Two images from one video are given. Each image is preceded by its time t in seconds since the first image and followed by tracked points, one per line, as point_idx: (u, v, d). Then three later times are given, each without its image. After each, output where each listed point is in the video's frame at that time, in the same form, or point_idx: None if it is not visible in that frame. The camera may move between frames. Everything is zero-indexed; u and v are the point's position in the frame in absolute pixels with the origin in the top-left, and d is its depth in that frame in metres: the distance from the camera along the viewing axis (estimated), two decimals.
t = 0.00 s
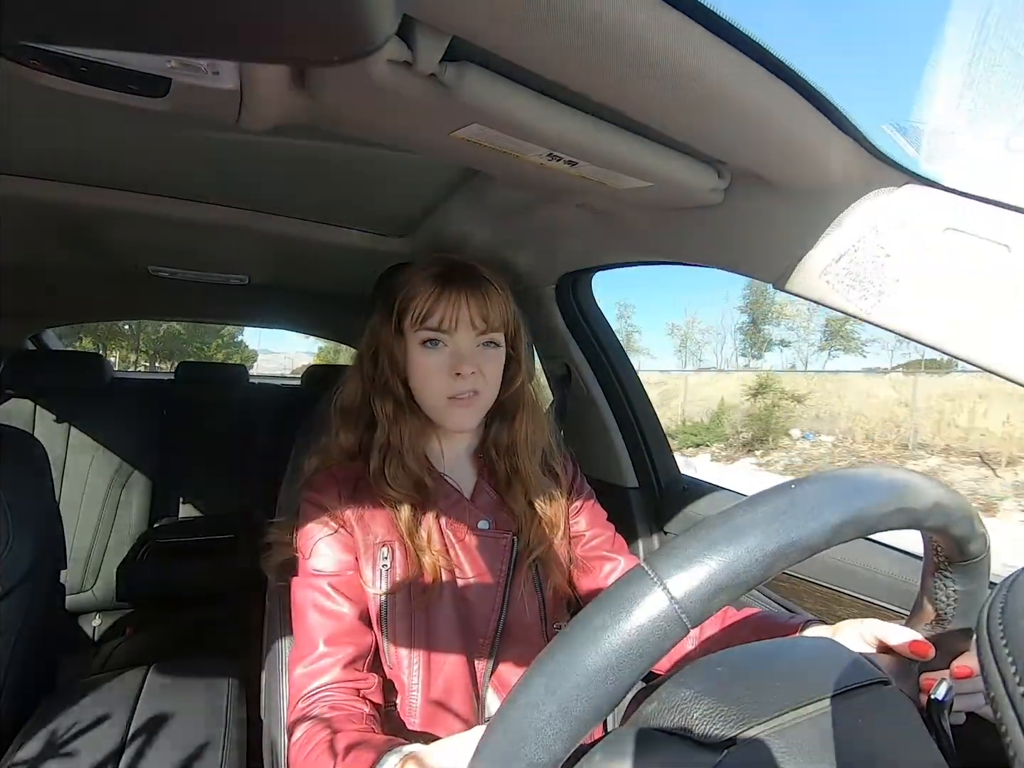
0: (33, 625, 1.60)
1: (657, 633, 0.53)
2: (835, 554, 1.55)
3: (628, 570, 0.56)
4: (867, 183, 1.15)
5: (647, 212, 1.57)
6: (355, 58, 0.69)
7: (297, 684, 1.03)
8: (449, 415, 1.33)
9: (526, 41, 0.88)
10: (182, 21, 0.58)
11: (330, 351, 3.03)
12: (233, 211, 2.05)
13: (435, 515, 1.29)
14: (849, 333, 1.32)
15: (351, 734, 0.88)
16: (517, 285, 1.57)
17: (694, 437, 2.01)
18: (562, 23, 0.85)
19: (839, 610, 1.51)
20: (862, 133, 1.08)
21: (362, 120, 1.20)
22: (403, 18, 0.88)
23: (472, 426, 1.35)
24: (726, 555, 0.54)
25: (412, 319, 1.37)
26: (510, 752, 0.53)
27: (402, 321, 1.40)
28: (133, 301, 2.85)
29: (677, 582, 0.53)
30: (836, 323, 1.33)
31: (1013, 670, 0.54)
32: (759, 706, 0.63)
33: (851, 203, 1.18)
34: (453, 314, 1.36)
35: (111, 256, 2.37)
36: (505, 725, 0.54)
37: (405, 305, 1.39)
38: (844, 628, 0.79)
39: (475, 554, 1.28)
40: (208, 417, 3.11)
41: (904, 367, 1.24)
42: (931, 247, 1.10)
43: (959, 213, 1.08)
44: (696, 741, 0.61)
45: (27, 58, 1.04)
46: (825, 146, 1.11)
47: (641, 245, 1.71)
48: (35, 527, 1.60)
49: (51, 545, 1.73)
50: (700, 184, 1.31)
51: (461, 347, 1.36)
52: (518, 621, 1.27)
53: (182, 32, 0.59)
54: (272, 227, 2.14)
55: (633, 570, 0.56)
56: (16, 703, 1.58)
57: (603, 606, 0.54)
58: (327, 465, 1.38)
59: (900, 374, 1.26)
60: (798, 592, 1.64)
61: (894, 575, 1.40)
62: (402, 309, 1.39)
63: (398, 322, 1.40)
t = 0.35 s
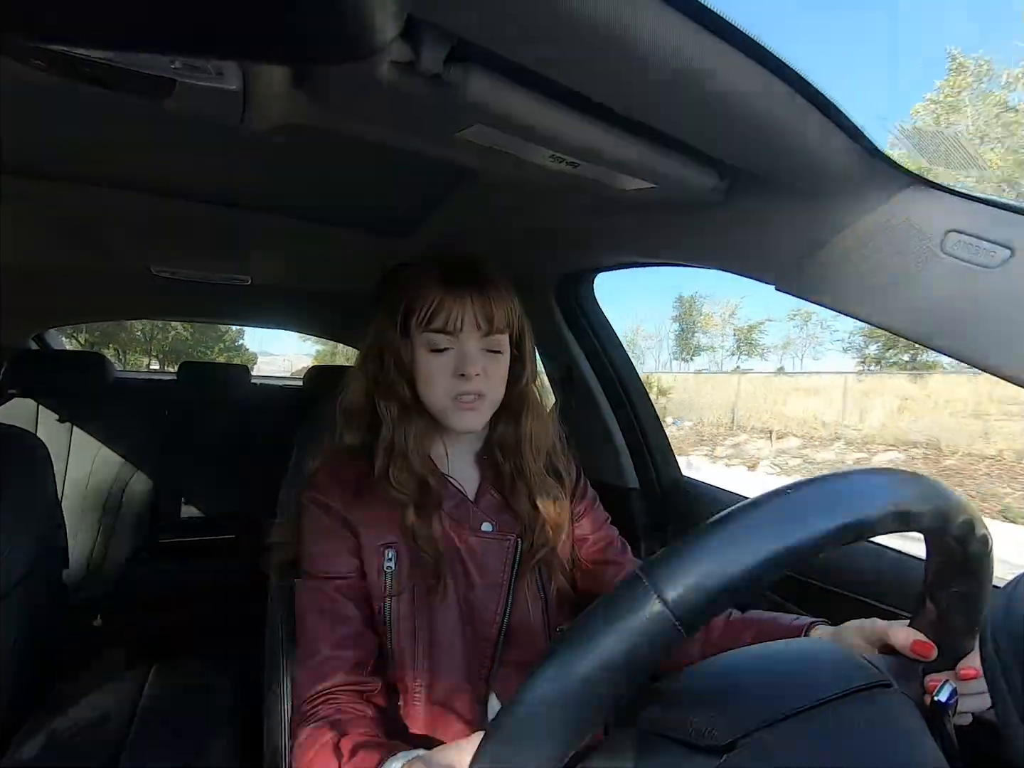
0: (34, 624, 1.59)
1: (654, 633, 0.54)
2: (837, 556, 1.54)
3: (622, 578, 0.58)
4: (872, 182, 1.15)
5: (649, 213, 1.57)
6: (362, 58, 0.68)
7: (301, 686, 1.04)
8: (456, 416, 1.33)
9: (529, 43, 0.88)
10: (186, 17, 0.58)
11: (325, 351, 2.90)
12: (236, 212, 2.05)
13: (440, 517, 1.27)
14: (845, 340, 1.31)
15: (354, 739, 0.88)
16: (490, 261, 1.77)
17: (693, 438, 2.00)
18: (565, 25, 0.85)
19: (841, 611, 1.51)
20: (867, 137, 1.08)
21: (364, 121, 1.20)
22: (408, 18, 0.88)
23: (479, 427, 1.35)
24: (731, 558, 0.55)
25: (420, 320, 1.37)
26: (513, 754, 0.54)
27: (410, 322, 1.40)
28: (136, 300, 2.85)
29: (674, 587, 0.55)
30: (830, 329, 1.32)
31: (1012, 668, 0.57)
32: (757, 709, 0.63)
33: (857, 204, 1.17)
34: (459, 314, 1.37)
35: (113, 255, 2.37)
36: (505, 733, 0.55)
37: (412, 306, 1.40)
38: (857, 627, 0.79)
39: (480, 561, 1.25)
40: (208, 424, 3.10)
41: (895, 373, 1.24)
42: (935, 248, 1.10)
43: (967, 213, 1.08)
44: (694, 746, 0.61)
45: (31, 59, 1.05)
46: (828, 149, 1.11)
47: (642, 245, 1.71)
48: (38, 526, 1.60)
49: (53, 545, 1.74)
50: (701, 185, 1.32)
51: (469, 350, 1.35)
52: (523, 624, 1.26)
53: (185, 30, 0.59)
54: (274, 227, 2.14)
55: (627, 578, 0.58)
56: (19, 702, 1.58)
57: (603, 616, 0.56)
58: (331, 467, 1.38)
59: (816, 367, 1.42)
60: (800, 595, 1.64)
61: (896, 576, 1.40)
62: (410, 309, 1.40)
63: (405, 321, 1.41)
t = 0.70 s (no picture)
0: (34, 627, 1.59)
1: (655, 634, 0.54)
2: (837, 556, 1.54)
3: (620, 578, 0.58)
4: (870, 182, 1.15)
5: (648, 214, 1.57)
6: (358, 59, 0.68)
7: (302, 687, 1.03)
8: (457, 417, 1.33)
9: (526, 44, 0.88)
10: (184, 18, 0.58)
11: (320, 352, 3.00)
12: (235, 214, 2.05)
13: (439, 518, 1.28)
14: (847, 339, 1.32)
15: (357, 740, 0.88)
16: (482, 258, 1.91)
17: (695, 439, 2.01)
18: (562, 26, 0.85)
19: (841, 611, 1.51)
20: (860, 136, 1.08)
21: (362, 122, 1.20)
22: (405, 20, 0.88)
23: (480, 430, 1.34)
24: (736, 559, 0.55)
25: (422, 320, 1.39)
26: (513, 753, 0.55)
27: (411, 324, 1.41)
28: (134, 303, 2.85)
29: (676, 587, 0.55)
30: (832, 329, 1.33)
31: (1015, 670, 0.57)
32: (758, 709, 0.63)
33: (853, 204, 1.17)
34: (461, 314, 1.38)
35: (112, 258, 2.37)
36: (505, 735, 0.55)
37: (415, 306, 1.41)
38: (859, 627, 0.79)
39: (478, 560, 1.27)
40: (209, 428, 3.11)
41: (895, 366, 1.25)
42: (932, 247, 1.10)
43: (963, 213, 1.08)
44: (694, 746, 0.61)
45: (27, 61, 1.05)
46: (826, 150, 1.11)
47: (641, 247, 1.71)
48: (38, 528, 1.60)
49: (53, 547, 1.74)
50: (700, 187, 1.32)
51: (471, 349, 1.36)
52: (523, 625, 1.26)
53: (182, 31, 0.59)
54: (273, 229, 2.14)
55: (626, 579, 0.58)
56: (19, 706, 1.58)
57: (604, 614, 0.56)
58: (331, 470, 1.38)
59: (751, 364, 1.66)
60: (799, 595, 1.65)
61: (896, 576, 1.40)
62: (412, 310, 1.41)
63: (408, 323, 1.42)
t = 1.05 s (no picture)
0: (34, 625, 1.59)
1: (652, 629, 0.54)
2: (837, 554, 1.55)
3: (624, 574, 0.58)
4: (870, 180, 1.15)
5: (648, 212, 1.57)
6: (359, 57, 0.68)
7: (298, 685, 1.04)
8: (464, 410, 1.31)
9: (526, 42, 0.88)
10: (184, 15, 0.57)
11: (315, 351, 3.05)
12: (235, 212, 2.05)
13: (436, 516, 1.28)
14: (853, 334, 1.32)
15: (352, 736, 0.88)
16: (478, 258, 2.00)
17: (697, 437, 2.00)
18: (562, 23, 0.85)
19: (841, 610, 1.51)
20: (863, 133, 1.07)
21: (362, 120, 1.20)
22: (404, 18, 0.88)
23: (483, 423, 1.33)
24: (737, 555, 0.54)
25: (431, 312, 1.38)
26: (514, 751, 0.54)
27: (418, 317, 1.40)
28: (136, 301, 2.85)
29: (679, 581, 0.54)
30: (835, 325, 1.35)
31: (1015, 671, 0.57)
32: (760, 708, 0.63)
33: (854, 202, 1.18)
34: (474, 308, 1.38)
35: (112, 257, 2.37)
36: (504, 737, 0.55)
37: (421, 300, 1.40)
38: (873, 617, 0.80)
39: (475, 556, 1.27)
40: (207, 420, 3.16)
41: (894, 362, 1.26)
42: (934, 247, 1.10)
43: (965, 212, 1.07)
44: (696, 743, 0.61)
45: (26, 58, 1.04)
46: (827, 146, 1.11)
47: (641, 246, 1.71)
48: (38, 525, 1.60)
49: (54, 545, 1.74)
50: (700, 185, 1.31)
51: (480, 340, 1.36)
52: (521, 622, 1.26)
53: (183, 28, 0.59)
54: (273, 228, 2.14)
55: (627, 576, 0.57)
56: (20, 704, 1.58)
57: (602, 613, 0.56)
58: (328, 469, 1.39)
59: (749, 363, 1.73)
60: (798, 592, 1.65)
61: (896, 573, 1.40)
62: (418, 303, 1.40)
63: (414, 315, 1.41)
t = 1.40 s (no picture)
0: (34, 625, 1.60)
1: (655, 623, 0.54)
2: (835, 554, 1.55)
3: (637, 563, 0.58)
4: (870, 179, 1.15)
5: (646, 211, 1.58)
6: (355, 56, 0.68)
7: (298, 681, 1.03)
8: (475, 411, 1.31)
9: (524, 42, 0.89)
10: (184, 17, 0.57)
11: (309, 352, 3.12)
12: (234, 212, 2.05)
13: (438, 517, 1.28)
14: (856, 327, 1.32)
15: (355, 731, 0.88)
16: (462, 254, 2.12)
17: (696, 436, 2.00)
18: (562, 23, 0.85)
19: (840, 609, 1.51)
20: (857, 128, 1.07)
21: (361, 120, 1.20)
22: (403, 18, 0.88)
23: (494, 424, 1.33)
24: (741, 552, 0.54)
25: (444, 311, 1.37)
26: (517, 749, 0.54)
27: (430, 314, 1.39)
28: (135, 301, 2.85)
29: (687, 579, 0.54)
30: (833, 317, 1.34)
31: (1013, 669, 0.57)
32: (762, 703, 0.63)
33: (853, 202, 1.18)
34: (490, 309, 1.38)
35: (111, 257, 2.37)
36: (505, 738, 0.55)
37: (435, 298, 1.39)
38: (863, 623, 0.80)
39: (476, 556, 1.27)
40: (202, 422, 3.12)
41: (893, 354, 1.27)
42: (932, 246, 1.10)
43: (961, 211, 1.08)
44: (701, 736, 0.61)
45: (22, 58, 1.04)
46: (826, 144, 1.11)
47: (640, 245, 1.71)
48: (36, 525, 1.60)
49: (54, 545, 1.74)
50: (697, 183, 1.31)
51: (492, 342, 1.36)
52: (521, 623, 1.26)
53: (184, 28, 0.59)
54: (272, 228, 2.14)
55: (630, 572, 0.57)
56: (19, 705, 1.57)
57: (603, 611, 0.56)
58: (332, 469, 1.38)
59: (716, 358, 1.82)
60: (795, 591, 1.66)
61: (894, 572, 1.41)
62: (433, 302, 1.39)
63: (424, 314, 1.40)
